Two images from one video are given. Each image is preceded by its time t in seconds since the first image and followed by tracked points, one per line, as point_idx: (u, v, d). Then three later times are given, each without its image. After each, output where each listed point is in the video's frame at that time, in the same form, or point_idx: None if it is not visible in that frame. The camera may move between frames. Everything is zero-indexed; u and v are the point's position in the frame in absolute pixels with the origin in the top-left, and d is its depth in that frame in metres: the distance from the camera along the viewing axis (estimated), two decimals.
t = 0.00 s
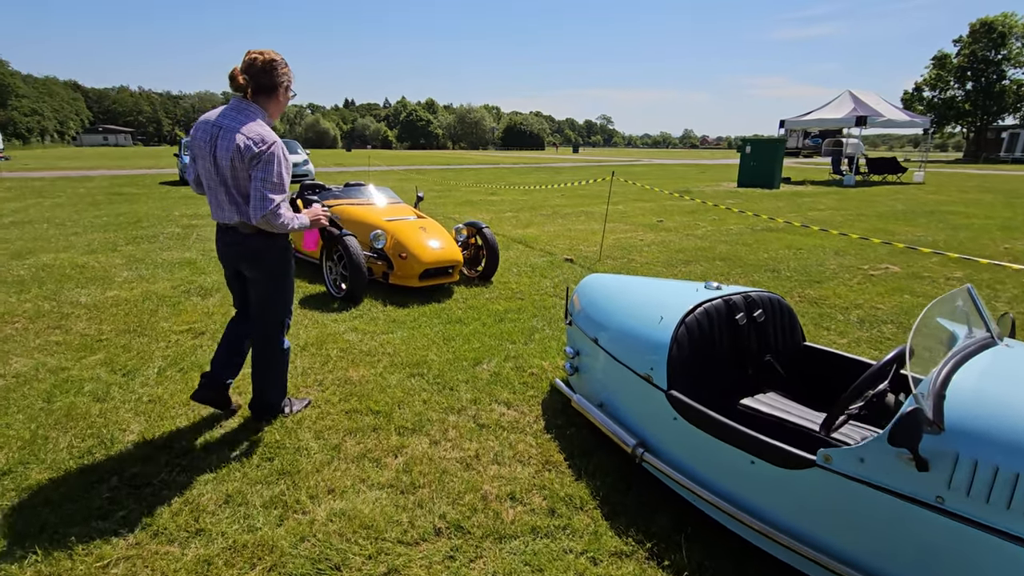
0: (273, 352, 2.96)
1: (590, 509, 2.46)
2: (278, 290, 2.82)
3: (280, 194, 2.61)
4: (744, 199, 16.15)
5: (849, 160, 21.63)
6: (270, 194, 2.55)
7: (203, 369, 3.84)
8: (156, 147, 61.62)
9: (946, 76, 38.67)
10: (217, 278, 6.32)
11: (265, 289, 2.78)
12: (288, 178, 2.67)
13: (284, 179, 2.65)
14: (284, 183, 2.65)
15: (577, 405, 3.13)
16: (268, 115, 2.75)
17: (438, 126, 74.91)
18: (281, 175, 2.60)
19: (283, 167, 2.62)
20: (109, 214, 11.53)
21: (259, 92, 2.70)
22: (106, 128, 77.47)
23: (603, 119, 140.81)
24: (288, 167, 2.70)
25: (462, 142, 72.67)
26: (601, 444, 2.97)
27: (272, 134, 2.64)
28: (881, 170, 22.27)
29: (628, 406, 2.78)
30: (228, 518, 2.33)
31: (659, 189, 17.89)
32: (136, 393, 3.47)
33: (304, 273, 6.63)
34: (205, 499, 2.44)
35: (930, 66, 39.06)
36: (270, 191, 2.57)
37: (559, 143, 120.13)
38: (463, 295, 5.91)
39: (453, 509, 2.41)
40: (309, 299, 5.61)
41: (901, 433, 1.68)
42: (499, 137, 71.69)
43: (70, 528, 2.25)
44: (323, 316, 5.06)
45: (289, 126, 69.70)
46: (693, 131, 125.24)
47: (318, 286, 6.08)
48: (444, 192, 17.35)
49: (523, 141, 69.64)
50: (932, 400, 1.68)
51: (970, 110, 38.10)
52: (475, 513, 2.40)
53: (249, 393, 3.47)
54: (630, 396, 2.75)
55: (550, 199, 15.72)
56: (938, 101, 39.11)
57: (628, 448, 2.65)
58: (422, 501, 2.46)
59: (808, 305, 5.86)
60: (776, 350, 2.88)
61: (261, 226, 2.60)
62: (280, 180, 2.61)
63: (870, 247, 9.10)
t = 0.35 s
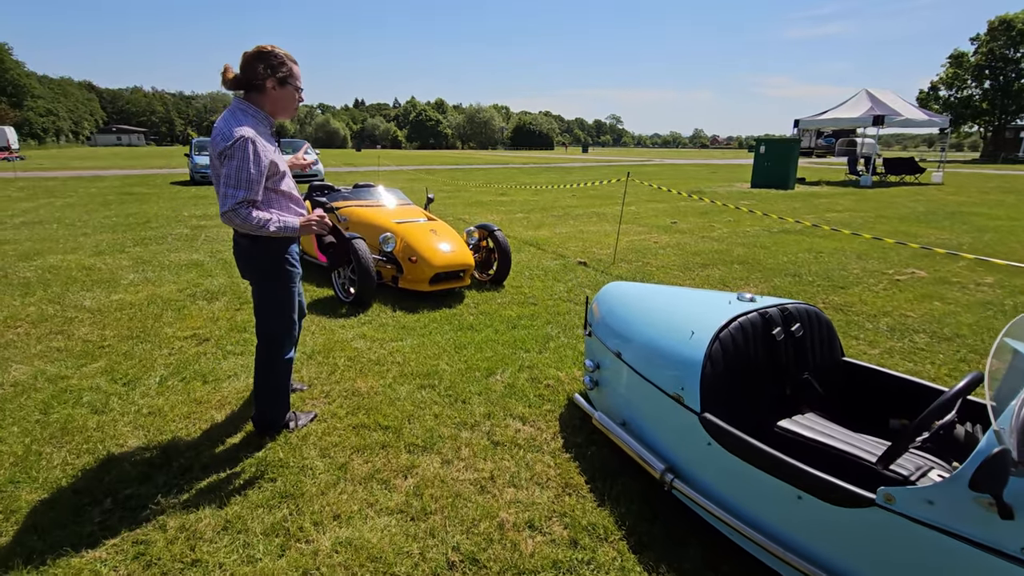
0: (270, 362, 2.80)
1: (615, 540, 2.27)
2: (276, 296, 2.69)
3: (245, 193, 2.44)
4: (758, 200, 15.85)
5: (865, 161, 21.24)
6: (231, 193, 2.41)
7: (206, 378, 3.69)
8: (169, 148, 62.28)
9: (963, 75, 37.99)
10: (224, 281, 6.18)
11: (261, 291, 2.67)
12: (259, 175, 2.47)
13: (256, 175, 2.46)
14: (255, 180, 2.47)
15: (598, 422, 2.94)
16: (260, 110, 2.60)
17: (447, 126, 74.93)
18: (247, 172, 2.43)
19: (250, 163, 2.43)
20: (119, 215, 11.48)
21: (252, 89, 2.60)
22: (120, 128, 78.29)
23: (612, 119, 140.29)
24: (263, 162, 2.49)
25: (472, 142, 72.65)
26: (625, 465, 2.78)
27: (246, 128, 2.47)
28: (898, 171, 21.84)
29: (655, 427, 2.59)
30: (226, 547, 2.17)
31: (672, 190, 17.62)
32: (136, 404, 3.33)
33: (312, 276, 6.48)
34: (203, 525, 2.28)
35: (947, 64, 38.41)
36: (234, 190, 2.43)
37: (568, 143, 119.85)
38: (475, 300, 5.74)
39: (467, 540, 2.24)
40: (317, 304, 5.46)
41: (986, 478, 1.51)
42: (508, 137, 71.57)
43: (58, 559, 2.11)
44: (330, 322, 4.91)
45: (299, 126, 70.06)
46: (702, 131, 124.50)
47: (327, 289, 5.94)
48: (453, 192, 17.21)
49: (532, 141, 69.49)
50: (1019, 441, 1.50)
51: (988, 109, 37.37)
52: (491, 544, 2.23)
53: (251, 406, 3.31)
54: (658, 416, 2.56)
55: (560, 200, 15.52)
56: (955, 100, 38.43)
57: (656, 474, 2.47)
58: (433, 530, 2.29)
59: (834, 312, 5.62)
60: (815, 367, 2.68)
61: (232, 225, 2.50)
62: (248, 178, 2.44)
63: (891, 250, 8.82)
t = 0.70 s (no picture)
0: (273, 369, 2.69)
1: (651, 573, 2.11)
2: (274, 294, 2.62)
3: (218, 184, 2.49)
4: (770, 201, 15.61)
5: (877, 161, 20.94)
6: (207, 183, 2.49)
7: (211, 388, 3.55)
8: (176, 148, 62.50)
9: (974, 74, 37.53)
10: (230, 284, 6.05)
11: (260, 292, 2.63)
12: (234, 167, 2.48)
13: (232, 168, 2.48)
14: (230, 173, 2.49)
15: (625, 439, 2.77)
16: (260, 109, 2.61)
17: (453, 126, 74.83)
18: (221, 165, 2.47)
19: (225, 156, 2.47)
20: (124, 216, 11.39)
21: (262, 90, 2.65)
22: (127, 129, 78.66)
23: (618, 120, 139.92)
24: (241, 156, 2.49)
25: (477, 142, 72.56)
26: (656, 487, 2.61)
27: (233, 123, 2.52)
28: (911, 171, 21.52)
29: (690, 447, 2.43)
30: None
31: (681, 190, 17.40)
32: (138, 417, 3.18)
33: (320, 280, 6.35)
34: (208, 554, 2.13)
35: (957, 64, 37.97)
36: (210, 181, 2.50)
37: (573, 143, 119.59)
38: (487, 304, 5.58)
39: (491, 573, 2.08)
40: (325, 308, 5.31)
41: None
42: (514, 138, 71.39)
43: None
44: (340, 328, 4.76)
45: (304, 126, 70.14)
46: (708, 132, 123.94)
47: (335, 293, 5.79)
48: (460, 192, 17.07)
49: (538, 142, 69.29)
50: None
51: (1000, 109, 36.87)
52: None
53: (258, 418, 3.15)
54: (693, 435, 2.40)
55: (569, 201, 15.35)
56: (966, 100, 37.97)
57: (695, 500, 2.30)
58: (454, 560, 2.13)
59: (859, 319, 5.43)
60: (861, 383, 2.50)
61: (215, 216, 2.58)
62: (223, 171, 2.48)
63: (911, 254, 8.60)
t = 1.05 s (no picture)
0: (267, 368, 2.77)
1: None
2: (254, 290, 2.64)
3: (212, 171, 2.58)
4: (781, 202, 15.41)
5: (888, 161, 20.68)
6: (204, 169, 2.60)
7: (223, 399, 3.41)
8: (181, 148, 62.60)
9: (983, 73, 37.13)
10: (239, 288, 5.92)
11: (242, 288, 2.67)
12: (228, 156, 2.56)
13: (227, 157, 2.57)
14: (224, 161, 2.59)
15: (660, 458, 2.62)
16: (276, 109, 2.74)
17: (457, 126, 74.68)
18: (216, 152, 2.56)
19: (222, 145, 2.56)
20: (131, 216, 11.30)
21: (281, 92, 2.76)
22: (132, 129, 78.85)
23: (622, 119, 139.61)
24: (238, 146, 2.57)
25: (481, 142, 72.41)
26: (695, 510, 2.46)
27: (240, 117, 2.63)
28: (923, 171, 21.24)
29: (733, 469, 2.28)
30: None
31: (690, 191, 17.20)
32: (148, 430, 3.05)
33: (330, 283, 6.22)
34: None
35: (966, 63, 37.59)
36: (206, 168, 2.59)
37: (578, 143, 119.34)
38: (502, 309, 5.44)
39: None
40: (337, 313, 5.18)
41: None
42: (518, 138, 71.19)
43: None
44: (353, 334, 4.63)
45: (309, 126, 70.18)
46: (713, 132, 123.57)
47: (346, 298, 5.66)
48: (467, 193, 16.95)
49: (542, 142, 69.06)
50: None
51: (1011, 108, 36.41)
52: None
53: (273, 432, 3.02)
54: (738, 456, 2.25)
55: (577, 202, 15.19)
56: (975, 99, 37.57)
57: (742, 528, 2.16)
58: None
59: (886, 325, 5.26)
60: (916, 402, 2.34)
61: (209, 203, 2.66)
62: (218, 159, 2.57)
63: (931, 257, 8.40)
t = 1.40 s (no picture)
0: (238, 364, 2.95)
1: None
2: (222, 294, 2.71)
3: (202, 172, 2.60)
4: (789, 203, 15.24)
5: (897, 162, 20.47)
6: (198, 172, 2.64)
7: (228, 408, 3.29)
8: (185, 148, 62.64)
9: (989, 73, 36.86)
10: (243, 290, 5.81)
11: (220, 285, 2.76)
12: (213, 154, 2.56)
13: (212, 156, 2.57)
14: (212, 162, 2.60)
15: (691, 476, 2.49)
16: (265, 106, 2.71)
17: (461, 126, 74.63)
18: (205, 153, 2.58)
19: (209, 144, 2.58)
20: (135, 216, 11.21)
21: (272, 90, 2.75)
22: (136, 129, 79.02)
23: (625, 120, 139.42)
24: (223, 144, 2.56)
25: (485, 142, 72.33)
26: (729, 532, 2.33)
27: (229, 117, 2.64)
28: (932, 172, 21.01)
29: (774, 490, 2.15)
30: None
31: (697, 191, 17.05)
32: (150, 441, 2.93)
33: (336, 285, 6.09)
34: None
35: (973, 63, 37.31)
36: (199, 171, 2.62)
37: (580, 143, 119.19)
38: (513, 313, 5.31)
39: None
40: (344, 317, 5.06)
41: None
42: (521, 138, 71.01)
43: None
44: (361, 338, 4.50)
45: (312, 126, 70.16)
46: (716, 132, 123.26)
47: (353, 301, 5.54)
48: (472, 193, 16.82)
49: (546, 142, 68.98)
50: None
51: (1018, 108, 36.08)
52: None
53: (280, 444, 2.89)
54: (781, 478, 2.11)
55: (583, 202, 15.05)
56: (981, 99, 37.29)
57: (782, 553, 2.03)
58: None
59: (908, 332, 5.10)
60: (965, 418, 2.19)
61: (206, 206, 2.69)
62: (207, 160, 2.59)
63: (948, 260, 8.23)
